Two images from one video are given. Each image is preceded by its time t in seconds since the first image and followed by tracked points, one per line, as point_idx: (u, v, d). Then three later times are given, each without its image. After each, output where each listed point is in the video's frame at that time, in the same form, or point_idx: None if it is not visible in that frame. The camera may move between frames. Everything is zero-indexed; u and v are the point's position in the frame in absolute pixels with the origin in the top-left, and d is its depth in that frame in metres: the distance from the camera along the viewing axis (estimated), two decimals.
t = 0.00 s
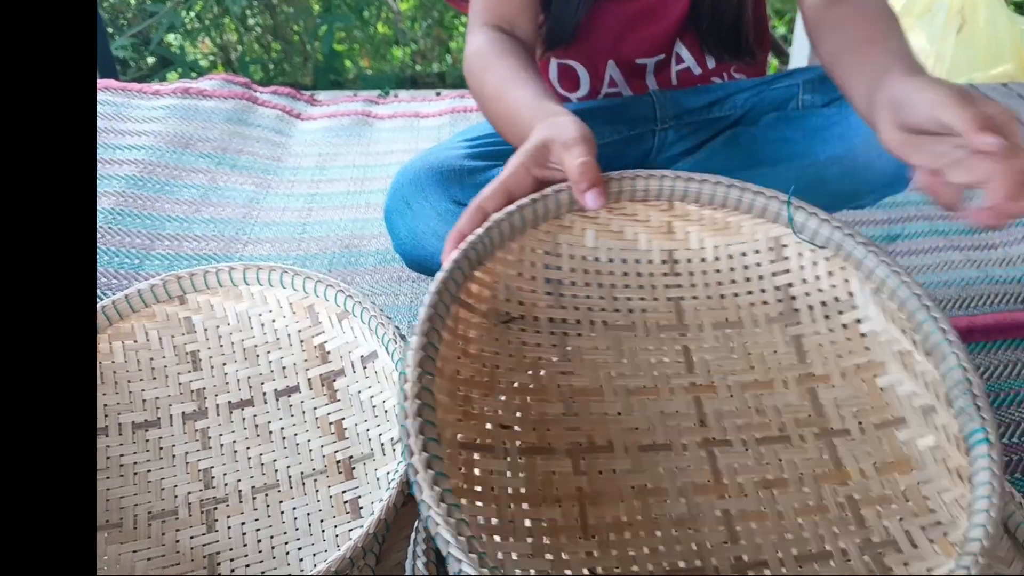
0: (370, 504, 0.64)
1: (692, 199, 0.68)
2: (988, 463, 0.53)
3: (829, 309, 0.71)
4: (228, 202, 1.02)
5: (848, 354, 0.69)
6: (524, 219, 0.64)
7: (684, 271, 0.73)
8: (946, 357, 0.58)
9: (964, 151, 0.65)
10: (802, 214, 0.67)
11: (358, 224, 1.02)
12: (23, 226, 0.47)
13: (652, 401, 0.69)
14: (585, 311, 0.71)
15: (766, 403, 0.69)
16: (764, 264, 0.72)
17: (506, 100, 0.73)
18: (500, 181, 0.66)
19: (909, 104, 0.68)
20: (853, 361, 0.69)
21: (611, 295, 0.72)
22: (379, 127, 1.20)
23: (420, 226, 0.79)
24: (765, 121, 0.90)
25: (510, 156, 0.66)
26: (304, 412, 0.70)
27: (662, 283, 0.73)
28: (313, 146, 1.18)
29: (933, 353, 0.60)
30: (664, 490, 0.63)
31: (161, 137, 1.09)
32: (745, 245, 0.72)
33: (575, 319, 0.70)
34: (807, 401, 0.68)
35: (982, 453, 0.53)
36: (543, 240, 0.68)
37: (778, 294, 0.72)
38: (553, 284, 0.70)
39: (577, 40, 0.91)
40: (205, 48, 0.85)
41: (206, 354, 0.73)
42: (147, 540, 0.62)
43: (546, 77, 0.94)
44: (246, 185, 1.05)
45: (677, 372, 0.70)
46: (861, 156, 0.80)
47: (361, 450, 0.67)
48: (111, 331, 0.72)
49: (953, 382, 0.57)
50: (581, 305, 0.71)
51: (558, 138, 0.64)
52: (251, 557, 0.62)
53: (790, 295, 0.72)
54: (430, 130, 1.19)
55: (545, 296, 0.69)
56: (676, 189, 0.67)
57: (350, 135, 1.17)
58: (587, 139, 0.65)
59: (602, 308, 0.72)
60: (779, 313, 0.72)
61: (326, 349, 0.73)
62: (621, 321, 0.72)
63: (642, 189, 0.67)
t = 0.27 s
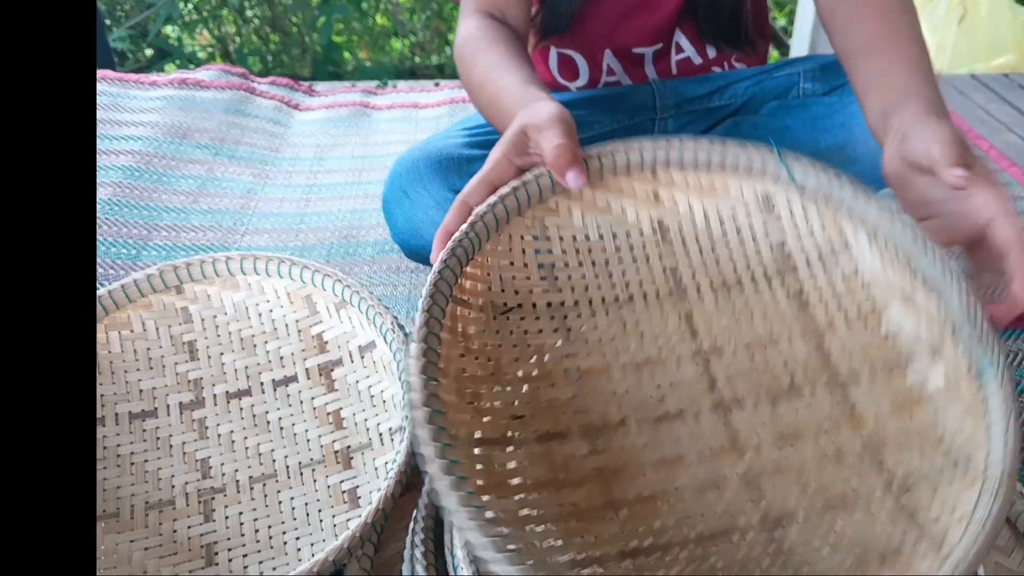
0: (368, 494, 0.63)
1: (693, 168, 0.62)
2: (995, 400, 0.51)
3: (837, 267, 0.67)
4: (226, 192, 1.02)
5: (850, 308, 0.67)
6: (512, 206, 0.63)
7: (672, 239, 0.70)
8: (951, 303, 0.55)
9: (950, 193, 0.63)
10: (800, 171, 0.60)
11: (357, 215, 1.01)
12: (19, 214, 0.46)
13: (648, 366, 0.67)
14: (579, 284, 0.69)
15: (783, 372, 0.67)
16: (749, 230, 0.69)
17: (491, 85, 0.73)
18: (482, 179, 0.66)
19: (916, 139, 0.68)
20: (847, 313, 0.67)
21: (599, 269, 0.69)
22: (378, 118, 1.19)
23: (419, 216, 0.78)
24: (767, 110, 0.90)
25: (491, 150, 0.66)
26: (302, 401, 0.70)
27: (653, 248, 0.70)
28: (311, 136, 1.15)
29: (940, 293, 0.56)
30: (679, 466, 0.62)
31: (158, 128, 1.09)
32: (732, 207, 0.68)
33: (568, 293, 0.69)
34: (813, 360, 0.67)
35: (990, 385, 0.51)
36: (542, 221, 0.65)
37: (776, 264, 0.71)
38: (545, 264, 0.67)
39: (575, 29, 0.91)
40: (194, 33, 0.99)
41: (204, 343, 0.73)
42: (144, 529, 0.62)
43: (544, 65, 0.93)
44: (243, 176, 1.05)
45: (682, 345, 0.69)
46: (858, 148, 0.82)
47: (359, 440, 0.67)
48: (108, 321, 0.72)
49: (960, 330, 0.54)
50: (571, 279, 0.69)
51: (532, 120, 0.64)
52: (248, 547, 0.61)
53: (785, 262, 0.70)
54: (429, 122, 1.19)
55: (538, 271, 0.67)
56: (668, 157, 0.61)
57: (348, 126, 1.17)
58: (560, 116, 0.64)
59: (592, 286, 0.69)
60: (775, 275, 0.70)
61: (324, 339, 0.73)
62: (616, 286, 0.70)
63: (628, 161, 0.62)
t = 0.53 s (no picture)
0: (365, 481, 0.63)
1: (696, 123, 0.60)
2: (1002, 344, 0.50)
3: (848, 248, 0.64)
4: (221, 180, 1.01)
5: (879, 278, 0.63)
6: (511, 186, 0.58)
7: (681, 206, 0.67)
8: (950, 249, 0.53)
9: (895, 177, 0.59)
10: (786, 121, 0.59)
11: (353, 202, 1.01)
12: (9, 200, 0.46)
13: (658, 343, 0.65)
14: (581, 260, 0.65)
15: (799, 337, 0.64)
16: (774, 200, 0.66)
17: (478, 69, 0.72)
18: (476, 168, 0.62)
19: (878, 123, 0.61)
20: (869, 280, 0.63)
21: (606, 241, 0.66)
22: (374, 105, 1.18)
23: (414, 204, 0.78)
24: (766, 95, 0.89)
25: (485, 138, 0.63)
26: (298, 389, 0.69)
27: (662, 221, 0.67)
28: (307, 123, 1.14)
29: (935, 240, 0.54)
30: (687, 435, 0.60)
31: (153, 116, 1.08)
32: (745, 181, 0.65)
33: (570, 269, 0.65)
34: (842, 338, 0.63)
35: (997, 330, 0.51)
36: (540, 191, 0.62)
37: (786, 246, 0.66)
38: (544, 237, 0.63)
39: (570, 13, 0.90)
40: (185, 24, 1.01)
41: (199, 332, 0.72)
42: (140, 518, 0.62)
43: (542, 50, 0.93)
44: (239, 163, 1.04)
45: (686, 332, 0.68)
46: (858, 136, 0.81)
47: (356, 427, 0.66)
48: (102, 308, 0.71)
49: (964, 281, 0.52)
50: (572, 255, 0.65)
51: (519, 97, 0.60)
52: (245, 536, 0.61)
53: (796, 244, 0.66)
54: (425, 108, 1.18)
55: (537, 250, 0.62)
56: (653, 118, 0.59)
57: (344, 114, 1.16)
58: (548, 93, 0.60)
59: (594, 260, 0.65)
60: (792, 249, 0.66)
61: (320, 327, 0.72)
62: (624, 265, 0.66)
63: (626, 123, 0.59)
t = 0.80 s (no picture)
0: (361, 476, 0.63)
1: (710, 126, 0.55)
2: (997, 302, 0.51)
3: (839, 238, 0.62)
4: (217, 174, 1.00)
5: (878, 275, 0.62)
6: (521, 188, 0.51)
7: (681, 200, 0.63)
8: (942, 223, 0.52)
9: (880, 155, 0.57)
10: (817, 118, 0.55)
11: (350, 197, 1.00)
12: None
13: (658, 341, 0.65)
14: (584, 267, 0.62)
15: (802, 329, 0.64)
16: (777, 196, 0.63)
17: (481, 67, 0.71)
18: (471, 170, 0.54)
19: (852, 101, 0.62)
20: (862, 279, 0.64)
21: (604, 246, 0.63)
22: (371, 100, 1.18)
23: (410, 197, 0.77)
24: (764, 88, 0.89)
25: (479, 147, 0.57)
26: (293, 384, 0.69)
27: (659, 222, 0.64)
28: (303, 118, 1.13)
29: (920, 213, 0.53)
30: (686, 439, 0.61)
31: (148, 111, 1.07)
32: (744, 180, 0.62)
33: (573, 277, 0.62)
34: (836, 332, 0.63)
35: (991, 289, 0.51)
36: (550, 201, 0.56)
37: (774, 236, 0.64)
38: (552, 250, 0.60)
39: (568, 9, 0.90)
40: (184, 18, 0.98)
41: (194, 326, 0.72)
42: (135, 514, 0.61)
43: (540, 44, 0.93)
44: (234, 158, 1.03)
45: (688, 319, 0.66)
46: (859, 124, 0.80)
47: (352, 422, 0.66)
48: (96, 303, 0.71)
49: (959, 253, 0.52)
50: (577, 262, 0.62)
51: (524, 105, 0.56)
52: (240, 531, 0.61)
53: (785, 233, 0.64)
54: (422, 103, 1.17)
55: (546, 259, 0.59)
56: (664, 118, 0.54)
57: (340, 108, 1.15)
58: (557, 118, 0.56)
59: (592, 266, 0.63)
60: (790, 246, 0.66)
61: (316, 322, 0.72)
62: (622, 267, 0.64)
63: (621, 126, 0.53)
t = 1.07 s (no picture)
0: (355, 469, 0.62)
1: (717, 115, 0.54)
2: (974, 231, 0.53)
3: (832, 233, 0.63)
4: (210, 168, 1.00)
5: (861, 272, 0.64)
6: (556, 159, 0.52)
7: (663, 210, 0.64)
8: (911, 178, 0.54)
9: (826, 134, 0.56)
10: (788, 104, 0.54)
11: (344, 190, 1.00)
12: None
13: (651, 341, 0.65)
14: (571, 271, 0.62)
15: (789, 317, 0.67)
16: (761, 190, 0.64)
17: (512, 43, 0.71)
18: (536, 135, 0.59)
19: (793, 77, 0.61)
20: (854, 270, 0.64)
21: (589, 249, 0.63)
22: (365, 91, 1.17)
23: (404, 188, 0.77)
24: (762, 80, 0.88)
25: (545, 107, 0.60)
26: (287, 376, 0.69)
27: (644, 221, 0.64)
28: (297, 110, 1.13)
29: (874, 156, 0.54)
30: (675, 438, 0.64)
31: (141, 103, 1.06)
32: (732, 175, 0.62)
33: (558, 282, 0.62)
34: (817, 326, 0.66)
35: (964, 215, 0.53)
36: (547, 207, 0.55)
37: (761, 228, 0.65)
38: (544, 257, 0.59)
39: None
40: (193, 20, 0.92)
41: (186, 320, 0.72)
42: (127, 508, 0.61)
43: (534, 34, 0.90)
44: (228, 151, 1.03)
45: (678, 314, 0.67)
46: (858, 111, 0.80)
47: (346, 415, 0.66)
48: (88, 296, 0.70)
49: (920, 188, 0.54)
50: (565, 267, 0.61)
51: (580, 63, 0.60)
52: (233, 525, 0.60)
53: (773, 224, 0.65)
54: (417, 95, 1.17)
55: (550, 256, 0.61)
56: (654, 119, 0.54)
57: (335, 100, 1.15)
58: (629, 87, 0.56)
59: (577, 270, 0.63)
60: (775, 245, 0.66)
61: (309, 314, 0.71)
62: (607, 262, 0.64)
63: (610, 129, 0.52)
